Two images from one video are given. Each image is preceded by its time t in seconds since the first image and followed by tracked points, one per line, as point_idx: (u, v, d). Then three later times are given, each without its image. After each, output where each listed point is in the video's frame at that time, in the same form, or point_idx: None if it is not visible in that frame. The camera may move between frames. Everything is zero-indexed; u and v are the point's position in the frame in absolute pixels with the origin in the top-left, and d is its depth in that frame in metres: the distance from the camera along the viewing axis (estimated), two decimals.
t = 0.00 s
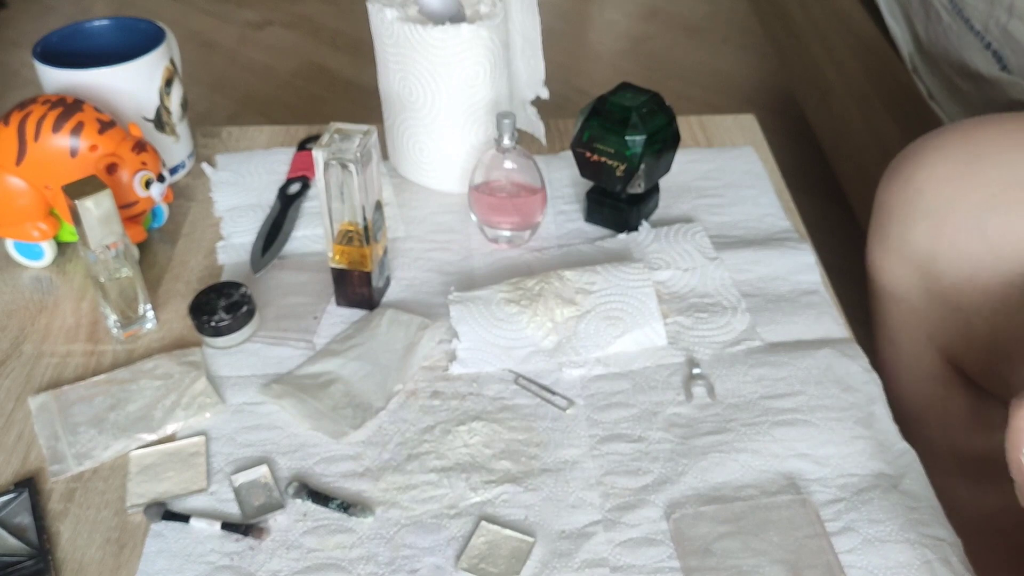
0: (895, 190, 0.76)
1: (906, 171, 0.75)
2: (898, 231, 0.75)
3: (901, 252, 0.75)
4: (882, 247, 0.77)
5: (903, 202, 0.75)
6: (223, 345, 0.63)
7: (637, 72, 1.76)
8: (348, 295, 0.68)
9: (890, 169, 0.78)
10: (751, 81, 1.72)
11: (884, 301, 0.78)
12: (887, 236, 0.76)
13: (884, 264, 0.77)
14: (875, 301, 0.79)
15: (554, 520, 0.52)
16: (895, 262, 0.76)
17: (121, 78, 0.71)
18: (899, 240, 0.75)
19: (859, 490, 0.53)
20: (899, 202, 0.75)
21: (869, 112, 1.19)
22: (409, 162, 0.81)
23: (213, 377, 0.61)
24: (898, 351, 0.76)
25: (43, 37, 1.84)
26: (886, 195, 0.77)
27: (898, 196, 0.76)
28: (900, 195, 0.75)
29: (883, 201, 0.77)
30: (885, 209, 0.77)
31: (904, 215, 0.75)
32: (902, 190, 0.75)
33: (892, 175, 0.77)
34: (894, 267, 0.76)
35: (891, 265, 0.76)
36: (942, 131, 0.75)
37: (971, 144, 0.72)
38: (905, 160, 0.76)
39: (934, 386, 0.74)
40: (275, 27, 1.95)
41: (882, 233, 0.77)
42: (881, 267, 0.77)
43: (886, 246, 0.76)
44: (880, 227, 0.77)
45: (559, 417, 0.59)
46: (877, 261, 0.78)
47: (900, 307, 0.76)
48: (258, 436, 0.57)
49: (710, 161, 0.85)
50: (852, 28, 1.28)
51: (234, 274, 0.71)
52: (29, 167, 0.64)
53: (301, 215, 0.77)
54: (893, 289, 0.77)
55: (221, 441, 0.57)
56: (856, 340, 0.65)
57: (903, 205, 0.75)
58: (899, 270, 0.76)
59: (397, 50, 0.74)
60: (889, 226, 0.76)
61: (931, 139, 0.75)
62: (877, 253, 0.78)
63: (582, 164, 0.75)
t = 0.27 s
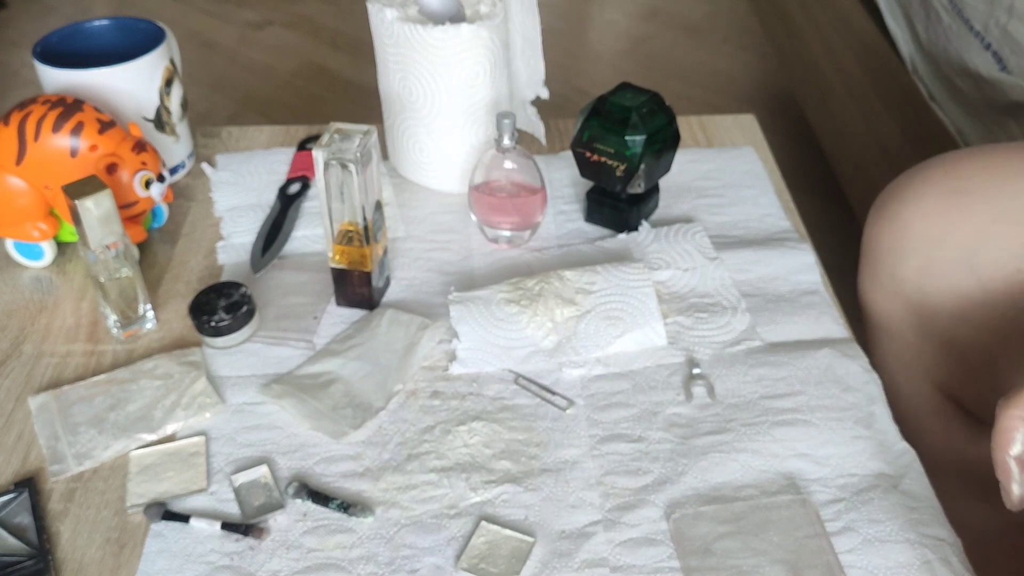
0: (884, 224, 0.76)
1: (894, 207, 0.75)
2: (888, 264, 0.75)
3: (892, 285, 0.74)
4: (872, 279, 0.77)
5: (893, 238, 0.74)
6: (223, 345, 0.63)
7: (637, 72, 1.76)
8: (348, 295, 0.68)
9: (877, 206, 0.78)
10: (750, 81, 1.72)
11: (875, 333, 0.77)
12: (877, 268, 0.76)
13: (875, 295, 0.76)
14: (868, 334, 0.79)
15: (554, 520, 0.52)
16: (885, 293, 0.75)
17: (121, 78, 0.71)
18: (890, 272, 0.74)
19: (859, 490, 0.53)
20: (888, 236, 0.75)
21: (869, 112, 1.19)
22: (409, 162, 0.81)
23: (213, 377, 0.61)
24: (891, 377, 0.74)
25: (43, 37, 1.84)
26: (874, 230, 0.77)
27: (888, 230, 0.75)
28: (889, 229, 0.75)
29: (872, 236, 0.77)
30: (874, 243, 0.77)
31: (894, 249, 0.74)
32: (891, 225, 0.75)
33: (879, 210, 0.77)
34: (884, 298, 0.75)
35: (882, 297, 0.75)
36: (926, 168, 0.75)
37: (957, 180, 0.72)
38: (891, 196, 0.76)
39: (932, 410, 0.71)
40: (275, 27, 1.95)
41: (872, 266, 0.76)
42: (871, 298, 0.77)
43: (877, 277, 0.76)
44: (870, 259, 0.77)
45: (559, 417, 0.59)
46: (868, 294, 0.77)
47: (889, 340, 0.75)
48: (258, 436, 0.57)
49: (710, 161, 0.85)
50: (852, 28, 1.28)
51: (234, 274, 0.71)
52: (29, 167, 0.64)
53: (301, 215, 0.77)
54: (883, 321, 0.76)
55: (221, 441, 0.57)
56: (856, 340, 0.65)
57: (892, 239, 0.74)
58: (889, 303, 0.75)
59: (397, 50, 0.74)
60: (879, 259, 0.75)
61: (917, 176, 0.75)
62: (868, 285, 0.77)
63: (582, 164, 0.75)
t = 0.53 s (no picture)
0: (881, 233, 0.75)
1: (891, 216, 0.75)
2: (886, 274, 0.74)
3: (890, 294, 0.74)
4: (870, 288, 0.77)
5: (893, 244, 0.74)
6: (224, 345, 0.63)
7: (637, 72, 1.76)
8: (348, 295, 0.68)
9: (872, 214, 0.78)
10: (750, 81, 1.72)
11: (873, 343, 0.77)
12: (875, 278, 0.76)
13: (873, 304, 0.76)
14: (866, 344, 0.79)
15: (554, 520, 0.52)
16: (882, 303, 0.75)
17: (121, 78, 0.71)
18: (888, 282, 0.74)
19: (859, 490, 0.53)
20: (886, 246, 0.75)
21: (869, 112, 1.19)
22: (409, 162, 0.81)
23: (213, 377, 0.61)
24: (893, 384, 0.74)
25: (43, 37, 1.84)
26: (872, 239, 0.77)
27: (885, 240, 0.75)
28: (887, 238, 0.75)
29: (869, 246, 0.77)
30: (872, 253, 0.76)
31: (891, 260, 0.74)
32: (888, 234, 0.74)
33: (876, 219, 0.77)
34: (885, 304, 0.75)
35: (879, 307, 0.75)
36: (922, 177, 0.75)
37: (954, 189, 0.72)
38: (888, 205, 0.76)
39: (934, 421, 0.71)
40: (275, 27, 1.95)
41: (870, 275, 0.76)
42: (869, 308, 0.77)
43: (875, 287, 0.76)
44: (867, 269, 0.77)
45: (559, 417, 0.59)
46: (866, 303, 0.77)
47: (888, 350, 0.75)
48: (258, 436, 0.57)
49: (710, 161, 0.85)
50: (852, 28, 1.28)
51: (234, 274, 0.71)
52: (29, 167, 0.64)
53: (301, 215, 0.77)
54: (882, 332, 0.76)
55: (221, 441, 0.57)
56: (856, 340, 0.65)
57: (890, 249, 0.74)
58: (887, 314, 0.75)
59: (397, 51, 0.74)
60: (877, 268, 0.75)
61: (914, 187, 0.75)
62: (866, 295, 0.77)
63: (582, 164, 0.75)
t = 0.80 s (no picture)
0: (883, 226, 0.75)
1: (891, 209, 0.75)
2: (889, 266, 0.74)
3: (892, 287, 0.74)
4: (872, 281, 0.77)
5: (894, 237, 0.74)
6: (223, 345, 0.63)
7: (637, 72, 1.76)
8: (348, 295, 0.68)
9: (873, 209, 0.78)
10: (750, 81, 1.72)
11: (876, 336, 0.77)
12: (877, 271, 0.76)
13: (875, 297, 0.76)
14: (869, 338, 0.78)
15: (554, 520, 0.52)
16: (885, 296, 0.75)
17: (121, 78, 0.71)
18: (891, 274, 0.74)
19: (859, 490, 0.54)
20: (887, 239, 0.75)
21: (869, 112, 1.20)
22: (409, 162, 0.81)
23: (213, 377, 0.61)
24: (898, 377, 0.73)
25: (43, 37, 1.84)
26: (873, 234, 0.77)
27: (886, 234, 0.75)
28: (888, 231, 0.75)
29: (871, 239, 0.77)
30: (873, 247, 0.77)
31: (894, 252, 0.74)
32: (890, 227, 0.75)
33: (877, 213, 0.77)
34: (887, 297, 0.75)
35: (882, 301, 0.75)
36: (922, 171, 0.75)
37: (955, 181, 0.72)
38: (889, 199, 0.76)
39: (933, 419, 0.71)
40: (275, 27, 1.95)
41: (872, 268, 0.76)
42: (872, 301, 0.77)
43: (877, 279, 0.76)
44: (869, 263, 0.77)
45: (559, 417, 0.59)
46: (868, 296, 0.77)
47: (890, 344, 0.75)
48: (258, 436, 0.57)
49: (710, 161, 0.85)
50: (852, 28, 1.28)
51: (234, 274, 0.71)
52: (29, 167, 0.64)
53: (302, 215, 0.77)
54: (885, 324, 0.75)
55: (221, 441, 0.57)
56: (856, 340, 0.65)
57: (893, 241, 0.74)
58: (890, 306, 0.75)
59: (397, 50, 0.74)
60: (879, 262, 0.75)
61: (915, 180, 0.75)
62: (868, 289, 0.77)
63: (582, 164, 0.75)
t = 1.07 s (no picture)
0: (883, 230, 0.75)
1: (893, 212, 0.75)
2: (889, 271, 0.74)
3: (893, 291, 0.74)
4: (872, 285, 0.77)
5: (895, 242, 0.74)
6: (223, 345, 0.63)
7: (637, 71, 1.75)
8: (348, 295, 0.68)
9: (874, 212, 0.78)
10: (750, 81, 1.72)
11: (877, 340, 0.77)
12: (877, 275, 0.76)
13: (875, 300, 0.76)
14: (869, 342, 0.78)
15: (554, 520, 0.52)
16: (886, 301, 0.75)
17: (121, 78, 0.71)
18: (891, 278, 0.74)
19: (859, 490, 0.54)
20: (888, 242, 0.75)
21: (869, 112, 1.19)
22: (409, 162, 0.81)
23: (213, 377, 0.61)
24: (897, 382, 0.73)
25: (43, 37, 1.84)
26: (873, 238, 0.77)
27: (887, 237, 0.75)
28: (889, 235, 0.75)
29: (871, 243, 0.77)
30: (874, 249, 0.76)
31: (894, 256, 0.74)
32: (890, 231, 0.74)
33: (877, 217, 0.77)
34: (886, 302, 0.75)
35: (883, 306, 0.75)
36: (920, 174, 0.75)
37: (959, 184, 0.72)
38: (888, 202, 0.76)
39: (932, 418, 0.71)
40: (275, 27, 1.95)
41: (872, 273, 0.76)
42: (871, 304, 0.77)
43: (877, 283, 0.76)
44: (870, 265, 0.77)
45: (559, 417, 0.59)
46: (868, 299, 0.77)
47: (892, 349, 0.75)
48: (258, 436, 0.57)
49: (710, 161, 0.85)
50: (852, 28, 1.28)
51: (234, 274, 0.71)
52: (29, 167, 0.64)
53: (302, 215, 0.77)
54: (885, 328, 0.75)
55: (221, 441, 0.57)
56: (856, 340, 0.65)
57: (894, 244, 0.74)
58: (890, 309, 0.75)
59: (397, 50, 0.74)
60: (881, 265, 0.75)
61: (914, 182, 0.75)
62: (868, 293, 0.77)
63: (582, 164, 0.75)
